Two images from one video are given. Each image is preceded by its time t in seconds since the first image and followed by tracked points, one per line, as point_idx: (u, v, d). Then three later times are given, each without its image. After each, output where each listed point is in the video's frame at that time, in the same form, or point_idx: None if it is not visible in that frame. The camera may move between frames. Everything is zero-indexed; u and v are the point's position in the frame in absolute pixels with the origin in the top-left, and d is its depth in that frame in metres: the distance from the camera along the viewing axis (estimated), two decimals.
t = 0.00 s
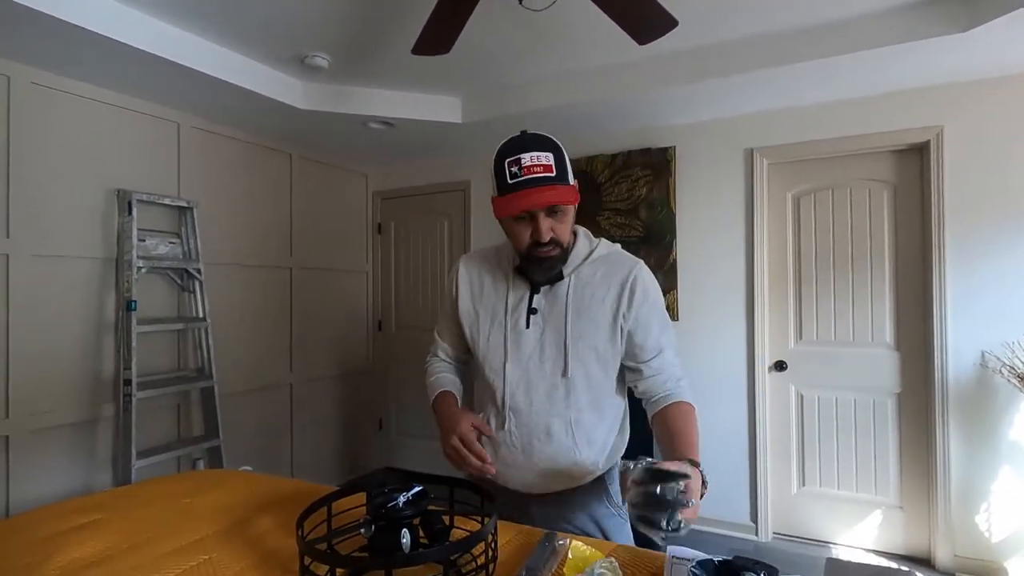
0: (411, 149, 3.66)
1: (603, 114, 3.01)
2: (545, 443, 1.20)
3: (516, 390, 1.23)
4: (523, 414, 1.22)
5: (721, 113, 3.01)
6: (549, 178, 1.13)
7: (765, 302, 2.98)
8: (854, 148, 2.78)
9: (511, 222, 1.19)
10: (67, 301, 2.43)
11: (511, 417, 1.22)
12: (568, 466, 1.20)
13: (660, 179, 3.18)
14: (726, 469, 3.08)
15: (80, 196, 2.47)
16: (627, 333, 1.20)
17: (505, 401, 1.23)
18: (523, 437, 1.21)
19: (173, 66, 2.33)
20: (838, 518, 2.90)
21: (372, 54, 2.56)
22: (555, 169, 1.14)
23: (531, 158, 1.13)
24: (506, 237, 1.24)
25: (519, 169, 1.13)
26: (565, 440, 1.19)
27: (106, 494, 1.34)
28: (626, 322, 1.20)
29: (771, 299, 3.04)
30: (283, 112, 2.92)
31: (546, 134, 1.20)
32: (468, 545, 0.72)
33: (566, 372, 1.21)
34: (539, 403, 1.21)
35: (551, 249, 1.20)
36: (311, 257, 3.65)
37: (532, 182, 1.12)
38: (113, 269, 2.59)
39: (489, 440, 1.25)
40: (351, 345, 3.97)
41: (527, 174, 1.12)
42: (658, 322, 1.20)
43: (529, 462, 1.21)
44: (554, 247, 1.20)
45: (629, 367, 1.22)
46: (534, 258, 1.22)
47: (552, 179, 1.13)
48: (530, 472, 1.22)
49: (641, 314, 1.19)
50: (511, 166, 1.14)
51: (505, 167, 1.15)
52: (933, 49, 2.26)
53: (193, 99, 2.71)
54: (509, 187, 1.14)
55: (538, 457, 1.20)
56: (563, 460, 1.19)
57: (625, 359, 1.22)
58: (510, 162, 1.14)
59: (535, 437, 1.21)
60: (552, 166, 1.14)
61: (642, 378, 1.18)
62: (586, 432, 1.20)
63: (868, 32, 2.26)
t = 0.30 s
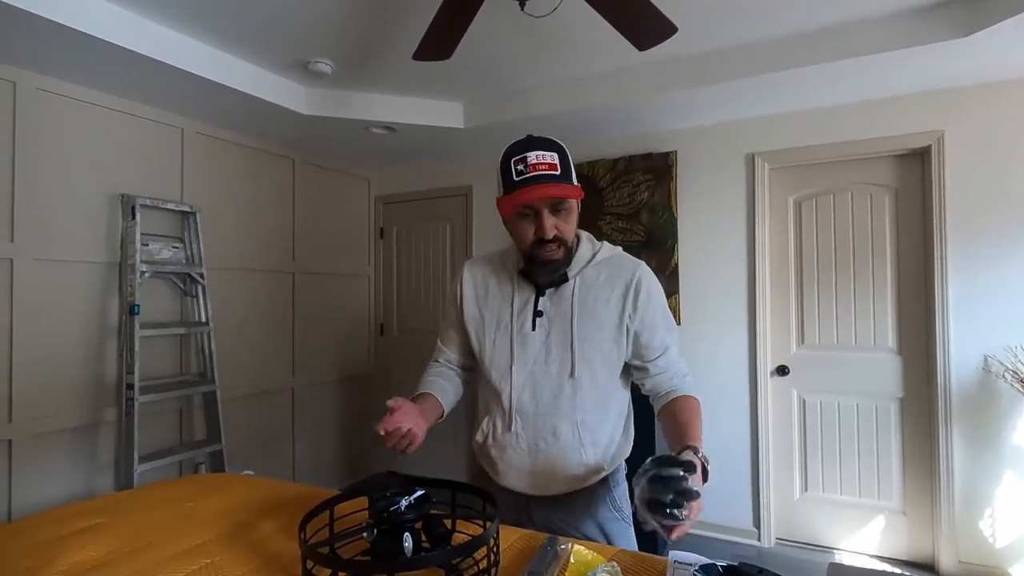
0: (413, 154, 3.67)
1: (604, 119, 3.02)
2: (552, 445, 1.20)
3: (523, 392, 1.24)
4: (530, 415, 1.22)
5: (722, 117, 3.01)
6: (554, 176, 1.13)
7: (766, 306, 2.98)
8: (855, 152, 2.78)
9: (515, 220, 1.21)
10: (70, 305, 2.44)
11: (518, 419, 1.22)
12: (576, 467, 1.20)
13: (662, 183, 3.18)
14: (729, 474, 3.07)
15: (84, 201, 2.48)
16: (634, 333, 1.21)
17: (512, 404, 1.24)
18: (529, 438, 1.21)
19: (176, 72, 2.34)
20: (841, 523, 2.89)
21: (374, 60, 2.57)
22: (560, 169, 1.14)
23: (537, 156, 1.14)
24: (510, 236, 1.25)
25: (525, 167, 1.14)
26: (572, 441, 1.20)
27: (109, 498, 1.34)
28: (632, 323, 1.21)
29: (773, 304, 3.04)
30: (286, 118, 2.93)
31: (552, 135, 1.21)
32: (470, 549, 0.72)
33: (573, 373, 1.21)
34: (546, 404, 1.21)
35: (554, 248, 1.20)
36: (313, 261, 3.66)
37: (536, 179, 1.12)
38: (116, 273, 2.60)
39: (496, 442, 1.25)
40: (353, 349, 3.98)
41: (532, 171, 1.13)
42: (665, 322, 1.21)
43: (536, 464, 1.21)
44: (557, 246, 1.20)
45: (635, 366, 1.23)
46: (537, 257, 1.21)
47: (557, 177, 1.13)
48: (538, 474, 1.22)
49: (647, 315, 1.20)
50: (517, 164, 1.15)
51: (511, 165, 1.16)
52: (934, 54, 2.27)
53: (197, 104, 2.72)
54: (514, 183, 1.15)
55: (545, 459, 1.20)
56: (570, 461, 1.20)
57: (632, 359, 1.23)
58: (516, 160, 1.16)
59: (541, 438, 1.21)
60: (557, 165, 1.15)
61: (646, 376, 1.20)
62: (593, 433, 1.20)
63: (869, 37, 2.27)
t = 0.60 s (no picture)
0: (413, 155, 3.67)
1: (604, 119, 3.02)
2: (551, 446, 1.20)
3: (524, 392, 1.24)
4: (530, 415, 1.22)
5: (722, 118, 3.01)
6: (549, 175, 1.13)
7: (766, 307, 2.98)
8: (855, 153, 2.78)
9: (512, 217, 1.22)
10: (71, 306, 2.44)
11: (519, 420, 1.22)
12: (576, 468, 1.20)
13: (662, 184, 3.18)
14: (728, 475, 3.07)
15: (84, 201, 2.49)
16: (632, 334, 1.20)
17: (513, 404, 1.24)
18: (530, 438, 1.21)
19: (177, 73, 2.35)
20: (842, 524, 2.89)
21: (374, 61, 2.57)
22: (556, 168, 1.14)
23: (534, 155, 1.14)
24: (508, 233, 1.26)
25: (521, 164, 1.14)
26: (573, 441, 1.19)
27: (109, 498, 1.35)
28: (632, 324, 1.20)
29: (773, 305, 3.04)
30: (286, 119, 2.94)
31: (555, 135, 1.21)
32: (470, 549, 0.72)
33: (574, 373, 1.21)
34: (547, 404, 1.21)
35: (547, 245, 1.20)
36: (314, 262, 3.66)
37: (530, 177, 1.13)
38: (117, 274, 2.61)
39: (496, 442, 1.26)
40: (353, 349, 3.98)
41: (528, 169, 1.13)
42: (664, 325, 1.20)
43: (537, 464, 1.21)
44: (551, 244, 1.20)
45: (633, 368, 1.22)
46: (531, 254, 1.22)
47: (552, 176, 1.13)
48: (538, 474, 1.22)
49: (646, 316, 1.19)
50: (515, 161, 1.16)
51: (509, 162, 1.16)
52: (934, 55, 2.27)
53: (197, 106, 2.73)
54: (510, 180, 1.16)
55: (545, 459, 1.20)
56: (570, 462, 1.20)
57: (630, 361, 1.22)
58: (514, 156, 1.16)
59: (541, 438, 1.21)
60: (554, 164, 1.14)
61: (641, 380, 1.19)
62: (595, 434, 1.20)
63: (868, 38, 2.27)
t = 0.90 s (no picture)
0: (418, 151, 3.67)
1: (608, 115, 3.01)
2: (551, 442, 1.21)
3: (525, 389, 1.24)
4: (530, 412, 1.23)
5: (727, 113, 3.00)
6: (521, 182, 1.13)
7: (771, 304, 2.97)
8: (862, 149, 2.77)
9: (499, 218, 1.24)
10: (78, 302, 2.45)
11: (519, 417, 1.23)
12: (576, 464, 1.20)
13: (667, 180, 3.17)
14: (732, 472, 3.07)
15: (91, 197, 2.50)
16: (632, 330, 1.20)
17: (514, 401, 1.24)
18: (530, 435, 1.22)
19: (182, 69, 2.36)
20: (847, 521, 2.88)
21: (378, 57, 2.57)
22: (531, 174, 1.14)
23: (511, 160, 1.15)
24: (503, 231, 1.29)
25: (499, 170, 1.16)
26: (573, 437, 1.20)
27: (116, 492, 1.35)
28: (631, 320, 1.20)
29: (778, 302, 3.03)
30: (291, 115, 2.94)
31: (544, 136, 1.19)
32: (477, 543, 0.73)
33: (574, 369, 1.21)
34: (547, 402, 1.22)
35: (528, 250, 1.20)
36: (319, 258, 3.67)
37: (502, 185, 1.14)
38: (123, 269, 2.62)
39: (497, 439, 1.27)
40: (357, 345, 3.99)
41: (503, 176, 1.15)
42: (664, 319, 1.19)
43: (537, 460, 1.22)
44: (529, 249, 1.20)
45: (631, 363, 1.22)
46: (515, 256, 1.24)
47: (524, 183, 1.13)
48: (538, 471, 1.22)
49: (645, 311, 1.19)
50: (495, 166, 1.18)
51: (492, 166, 1.19)
52: (942, 49, 2.25)
53: (203, 102, 2.74)
54: (491, 185, 1.18)
55: (546, 456, 1.21)
56: (570, 459, 1.20)
57: (628, 356, 1.22)
58: (496, 162, 1.18)
59: (542, 435, 1.21)
60: (529, 170, 1.14)
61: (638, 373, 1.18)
62: (596, 430, 1.20)
63: (875, 32, 2.25)
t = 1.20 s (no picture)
0: (419, 144, 3.66)
1: (610, 107, 3.00)
2: (545, 436, 1.21)
3: (516, 384, 1.25)
4: (522, 407, 1.23)
5: (730, 106, 2.99)
6: (502, 182, 1.12)
7: (774, 298, 2.97)
8: (865, 141, 2.76)
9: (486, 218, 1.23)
10: (80, 294, 2.45)
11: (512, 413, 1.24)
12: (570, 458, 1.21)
13: (669, 173, 3.16)
14: (733, 465, 3.07)
15: (92, 190, 2.50)
16: (622, 323, 1.20)
17: (506, 397, 1.25)
18: (523, 430, 1.23)
19: (182, 61, 2.35)
20: (847, 514, 2.89)
21: (379, 48, 2.56)
22: (511, 173, 1.12)
23: (491, 160, 1.14)
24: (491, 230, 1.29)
25: (480, 170, 1.15)
26: (566, 431, 1.21)
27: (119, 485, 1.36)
28: (621, 314, 1.20)
29: (781, 295, 3.02)
30: (292, 107, 2.93)
31: (527, 132, 1.17)
32: (479, 535, 0.73)
33: (564, 364, 1.21)
34: (538, 396, 1.22)
35: (513, 249, 1.20)
36: (320, 252, 3.66)
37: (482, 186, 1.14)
38: (125, 263, 2.62)
39: (491, 434, 1.27)
40: (359, 339, 3.99)
41: (483, 176, 1.14)
42: (655, 312, 1.19)
43: (531, 455, 1.22)
44: (516, 248, 1.20)
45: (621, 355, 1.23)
46: (504, 254, 1.23)
47: (505, 183, 1.12)
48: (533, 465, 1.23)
49: (635, 306, 1.18)
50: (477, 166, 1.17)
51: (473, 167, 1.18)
52: (948, 40, 2.23)
53: (204, 94, 2.73)
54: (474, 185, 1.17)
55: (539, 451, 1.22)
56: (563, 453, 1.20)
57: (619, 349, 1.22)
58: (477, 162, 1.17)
59: (534, 429, 1.22)
60: (508, 170, 1.13)
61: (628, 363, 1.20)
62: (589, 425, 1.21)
63: (880, 23, 2.24)
